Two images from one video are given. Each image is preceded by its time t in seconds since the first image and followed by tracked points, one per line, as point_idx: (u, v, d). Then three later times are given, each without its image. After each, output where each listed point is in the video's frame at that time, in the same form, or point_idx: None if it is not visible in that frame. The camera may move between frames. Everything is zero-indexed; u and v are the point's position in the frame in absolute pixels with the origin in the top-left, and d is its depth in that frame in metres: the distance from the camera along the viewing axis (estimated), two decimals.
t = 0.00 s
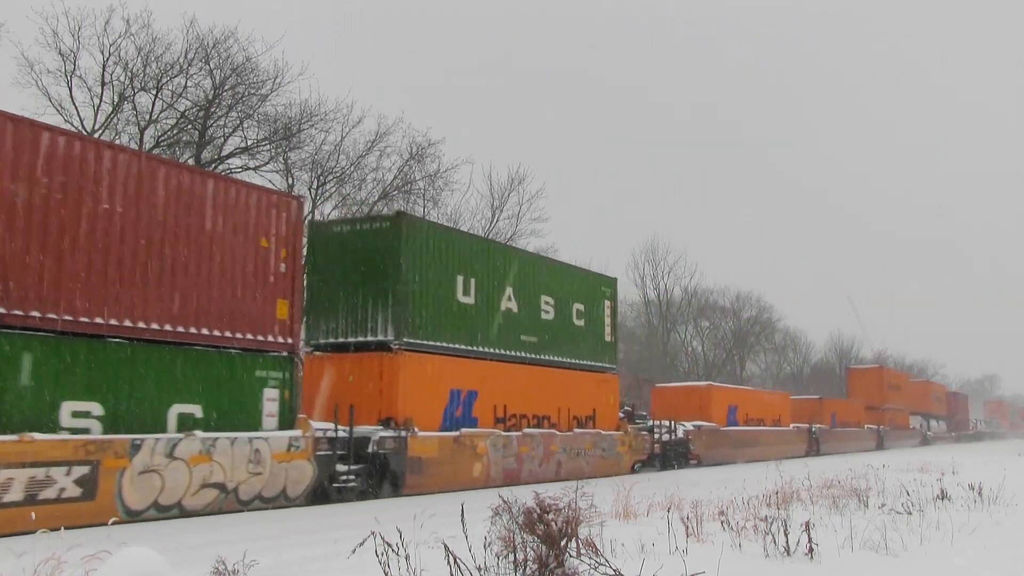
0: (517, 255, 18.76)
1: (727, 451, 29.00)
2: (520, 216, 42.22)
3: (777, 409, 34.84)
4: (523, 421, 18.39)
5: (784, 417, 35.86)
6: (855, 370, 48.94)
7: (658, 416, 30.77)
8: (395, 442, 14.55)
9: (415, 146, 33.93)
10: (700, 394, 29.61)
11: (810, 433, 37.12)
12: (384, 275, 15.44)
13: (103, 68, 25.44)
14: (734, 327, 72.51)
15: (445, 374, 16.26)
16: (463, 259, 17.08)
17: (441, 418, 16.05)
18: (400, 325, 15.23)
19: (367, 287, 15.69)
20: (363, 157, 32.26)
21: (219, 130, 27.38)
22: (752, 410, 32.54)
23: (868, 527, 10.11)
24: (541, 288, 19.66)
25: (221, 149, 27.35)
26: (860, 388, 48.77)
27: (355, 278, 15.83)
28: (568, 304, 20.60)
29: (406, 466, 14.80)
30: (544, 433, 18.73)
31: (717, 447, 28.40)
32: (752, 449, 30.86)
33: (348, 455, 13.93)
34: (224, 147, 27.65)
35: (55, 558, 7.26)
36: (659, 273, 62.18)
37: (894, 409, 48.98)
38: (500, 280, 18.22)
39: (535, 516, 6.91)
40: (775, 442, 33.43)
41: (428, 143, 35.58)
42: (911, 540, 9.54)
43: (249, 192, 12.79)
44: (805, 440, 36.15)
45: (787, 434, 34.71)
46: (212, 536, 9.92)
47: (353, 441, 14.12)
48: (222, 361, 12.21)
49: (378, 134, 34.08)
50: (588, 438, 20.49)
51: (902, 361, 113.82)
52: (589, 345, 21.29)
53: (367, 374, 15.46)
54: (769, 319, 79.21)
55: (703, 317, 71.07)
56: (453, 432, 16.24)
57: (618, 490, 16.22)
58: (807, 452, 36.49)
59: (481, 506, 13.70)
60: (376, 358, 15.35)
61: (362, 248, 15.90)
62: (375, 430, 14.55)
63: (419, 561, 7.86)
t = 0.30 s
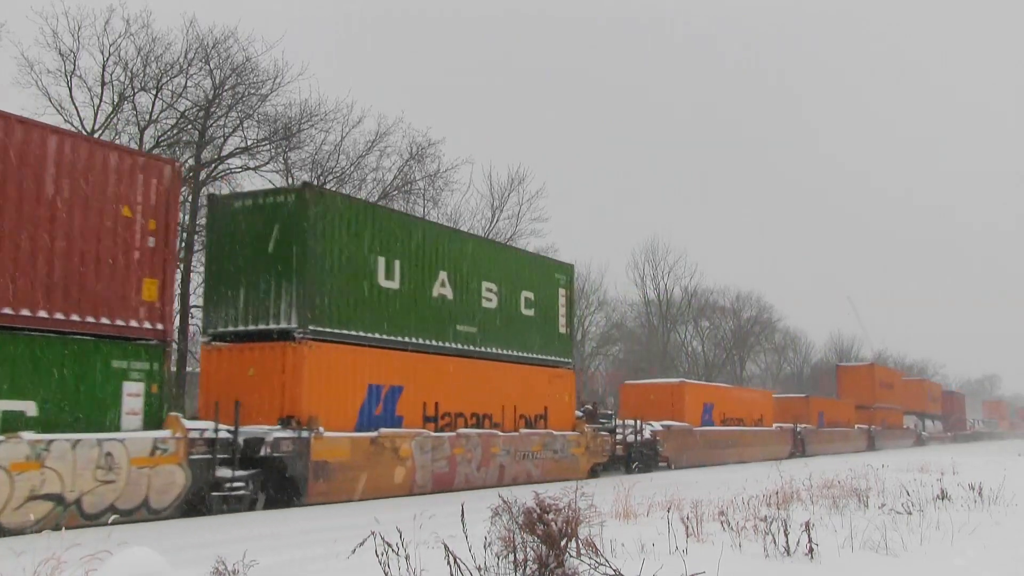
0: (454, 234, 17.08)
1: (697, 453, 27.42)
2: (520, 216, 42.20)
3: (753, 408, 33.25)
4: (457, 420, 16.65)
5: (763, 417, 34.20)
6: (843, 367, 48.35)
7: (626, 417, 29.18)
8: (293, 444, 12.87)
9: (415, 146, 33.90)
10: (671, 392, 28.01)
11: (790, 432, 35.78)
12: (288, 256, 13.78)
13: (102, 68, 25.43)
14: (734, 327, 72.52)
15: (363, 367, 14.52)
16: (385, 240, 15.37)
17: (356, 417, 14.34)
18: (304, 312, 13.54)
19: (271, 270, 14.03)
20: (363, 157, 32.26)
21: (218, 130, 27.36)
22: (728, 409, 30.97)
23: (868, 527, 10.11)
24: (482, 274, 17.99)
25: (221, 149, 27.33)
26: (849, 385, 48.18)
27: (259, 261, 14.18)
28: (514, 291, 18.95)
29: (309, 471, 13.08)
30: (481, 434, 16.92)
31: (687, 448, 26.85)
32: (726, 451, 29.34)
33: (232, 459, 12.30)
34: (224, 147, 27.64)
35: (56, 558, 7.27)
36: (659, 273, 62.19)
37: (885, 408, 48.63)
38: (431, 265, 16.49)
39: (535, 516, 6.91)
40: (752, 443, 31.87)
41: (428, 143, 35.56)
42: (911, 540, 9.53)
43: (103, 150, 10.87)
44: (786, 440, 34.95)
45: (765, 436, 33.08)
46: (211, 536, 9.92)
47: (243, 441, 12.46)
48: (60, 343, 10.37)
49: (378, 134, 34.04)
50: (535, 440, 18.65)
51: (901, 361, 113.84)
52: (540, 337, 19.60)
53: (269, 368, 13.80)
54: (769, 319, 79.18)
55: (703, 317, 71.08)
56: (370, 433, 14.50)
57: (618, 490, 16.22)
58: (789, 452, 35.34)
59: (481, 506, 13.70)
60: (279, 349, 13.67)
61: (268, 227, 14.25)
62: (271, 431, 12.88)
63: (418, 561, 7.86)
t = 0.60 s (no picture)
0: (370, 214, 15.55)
1: (666, 455, 25.84)
2: (520, 216, 42.20)
3: (730, 408, 31.65)
4: (374, 419, 15.22)
5: (740, 416, 32.59)
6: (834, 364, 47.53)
7: (592, 415, 27.50)
8: (156, 446, 11.28)
9: (415, 146, 33.89)
10: (638, 389, 26.37)
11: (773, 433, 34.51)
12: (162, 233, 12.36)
13: (103, 68, 25.42)
14: (734, 327, 72.49)
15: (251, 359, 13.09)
16: (283, 216, 13.90)
17: (245, 414, 12.97)
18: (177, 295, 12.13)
19: (143, 247, 12.60)
20: (363, 157, 32.26)
21: (219, 130, 27.35)
22: (702, 408, 29.38)
23: (869, 528, 10.11)
24: (406, 258, 16.49)
25: (221, 149, 27.32)
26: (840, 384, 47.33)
27: (130, 237, 12.73)
28: (446, 278, 17.45)
29: (180, 477, 11.50)
30: (404, 434, 15.42)
31: (655, 449, 25.29)
32: (699, 452, 27.80)
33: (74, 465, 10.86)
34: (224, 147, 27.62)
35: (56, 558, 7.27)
36: (659, 273, 62.22)
37: (876, 408, 48.02)
38: (341, 244, 14.99)
39: (535, 516, 6.91)
40: (727, 445, 30.30)
41: (429, 143, 35.54)
42: (911, 540, 9.53)
43: None
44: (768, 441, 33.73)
45: (742, 436, 31.48)
46: (211, 536, 9.92)
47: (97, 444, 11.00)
48: None
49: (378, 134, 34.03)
50: (471, 442, 17.08)
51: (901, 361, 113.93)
52: (477, 328, 18.06)
53: (140, 357, 12.37)
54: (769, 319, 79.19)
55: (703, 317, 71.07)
56: (262, 432, 13.09)
57: (617, 490, 16.22)
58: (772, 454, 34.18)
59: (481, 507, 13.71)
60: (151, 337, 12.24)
61: (142, 198, 12.78)
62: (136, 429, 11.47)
63: (418, 562, 7.86)
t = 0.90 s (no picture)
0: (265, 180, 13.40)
1: (629, 458, 23.34)
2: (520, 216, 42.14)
3: (703, 405, 29.21)
4: (271, 419, 13.07)
5: (714, 415, 30.17)
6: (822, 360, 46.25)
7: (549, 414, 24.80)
8: None
9: (415, 146, 33.89)
10: (600, 385, 23.68)
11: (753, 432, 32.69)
12: None
13: (103, 68, 25.43)
14: (734, 327, 72.50)
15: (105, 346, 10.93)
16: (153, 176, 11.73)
17: (96, 412, 10.82)
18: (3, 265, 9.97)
19: None
20: (363, 156, 32.25)
21: (218, 130, 27.35)
22: (672, 405, 26.80)
23: (869, 527, 10.11)
24: (313, 234, 14.27)
25: (221, 149, 27.31)
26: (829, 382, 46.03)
27: None
28: (365, 259, 15.28)
29: None
30: (307, 435, 13.27)
31: (616, 451, 22.87)
32: (668, 454, 25.30)
33: None
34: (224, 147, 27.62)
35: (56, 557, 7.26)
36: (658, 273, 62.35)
37: (867, 406, 46.91)
38: (228, 212, 12.78)
39: (535, 516, 6.91)
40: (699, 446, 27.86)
41: (429, 143, 35.51)
42: (911, 540, 9.53)
43: None
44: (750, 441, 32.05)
45: (715, 437, 29.04)
46: (211, 536, 9.91)
47: None
48: None
49: (378, 134, 34.02)
50: (393, 444, 14.88)
51: (900, 361, 114.24)
52: (402, 315, 15.85)
53: None
54: (769, 320, 79.20)
55: (703, 317, 71.08)
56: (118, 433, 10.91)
57: (618, 490, 16.22)
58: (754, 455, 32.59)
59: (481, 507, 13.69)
60: None
61: None
62: None
63: (418, 562, 7.85)
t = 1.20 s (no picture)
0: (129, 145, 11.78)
1: (586, 463, 21.43)
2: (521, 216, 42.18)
3: (672, 404, 27.25)
4: (132, 417, 11.39)
5: (683, 415, 28.20)
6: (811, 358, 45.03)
7: (501, 412, 22.84)
8: None
9: (415, 146, 33.87)
10: (556, 381, 21.68)
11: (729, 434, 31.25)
12: None
13: (103, 68, 25.41)
14: (734, 327, 72.50)
15: None
16: None
17: None
18: None
19: None
20: (363, 156, 32.23)
21: (219, 130, 27.36)
22: (637, 403, 24.83)
23: (869, 527, 10.10)
24: (190, 206, 12.56)
25: (221, 149, 27.30)
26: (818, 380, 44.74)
27: None
28: (258, 236, 13.56)
29: None
30: (177, 436, 11.57)
31: (571, 454, 20.91)
32: (632, 457, 23.37)
33: None
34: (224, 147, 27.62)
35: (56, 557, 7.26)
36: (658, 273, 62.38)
37: (857, 405, 45.80)
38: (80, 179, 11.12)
39: (534, 516, 6.91)
40: (666, 448, 25.91)
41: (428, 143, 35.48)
42: (911, 540, 9.53)
43: None
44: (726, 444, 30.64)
45: (684, 438, 27.09)
46: (211, 536, 9.91)
47: None
48: None
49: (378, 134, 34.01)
50: (290, 446, 13.21)
51: (900, 361, 114.37)
52: (305, 301, 14.20)
53: None
54: (769, 319, 79.20)
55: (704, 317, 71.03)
56: None
57: (618, 491, 16.21)
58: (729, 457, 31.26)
59: (481, 506, 13.70)
60: None
61: None
62: None
63: (418, 562, 7.85)
